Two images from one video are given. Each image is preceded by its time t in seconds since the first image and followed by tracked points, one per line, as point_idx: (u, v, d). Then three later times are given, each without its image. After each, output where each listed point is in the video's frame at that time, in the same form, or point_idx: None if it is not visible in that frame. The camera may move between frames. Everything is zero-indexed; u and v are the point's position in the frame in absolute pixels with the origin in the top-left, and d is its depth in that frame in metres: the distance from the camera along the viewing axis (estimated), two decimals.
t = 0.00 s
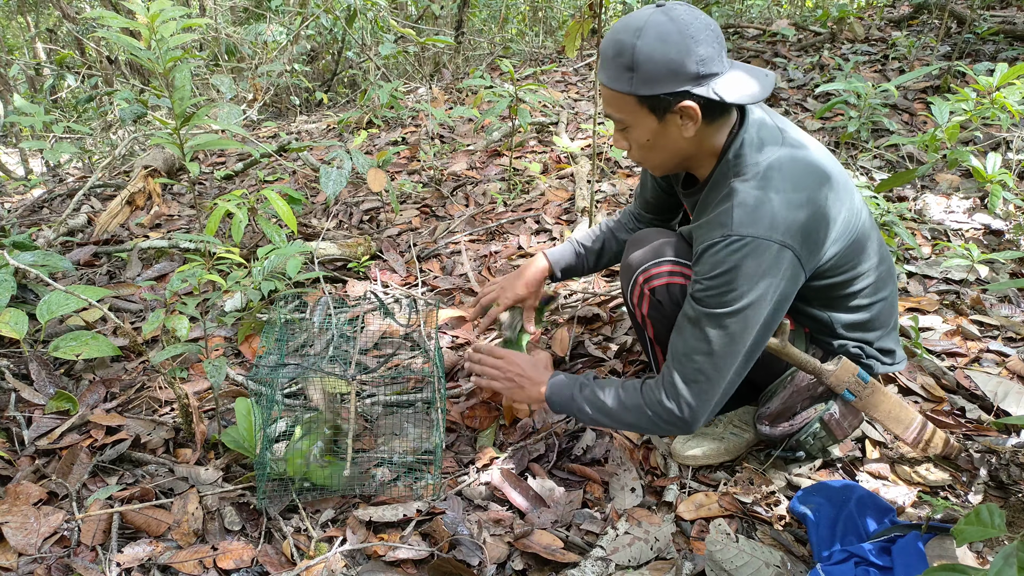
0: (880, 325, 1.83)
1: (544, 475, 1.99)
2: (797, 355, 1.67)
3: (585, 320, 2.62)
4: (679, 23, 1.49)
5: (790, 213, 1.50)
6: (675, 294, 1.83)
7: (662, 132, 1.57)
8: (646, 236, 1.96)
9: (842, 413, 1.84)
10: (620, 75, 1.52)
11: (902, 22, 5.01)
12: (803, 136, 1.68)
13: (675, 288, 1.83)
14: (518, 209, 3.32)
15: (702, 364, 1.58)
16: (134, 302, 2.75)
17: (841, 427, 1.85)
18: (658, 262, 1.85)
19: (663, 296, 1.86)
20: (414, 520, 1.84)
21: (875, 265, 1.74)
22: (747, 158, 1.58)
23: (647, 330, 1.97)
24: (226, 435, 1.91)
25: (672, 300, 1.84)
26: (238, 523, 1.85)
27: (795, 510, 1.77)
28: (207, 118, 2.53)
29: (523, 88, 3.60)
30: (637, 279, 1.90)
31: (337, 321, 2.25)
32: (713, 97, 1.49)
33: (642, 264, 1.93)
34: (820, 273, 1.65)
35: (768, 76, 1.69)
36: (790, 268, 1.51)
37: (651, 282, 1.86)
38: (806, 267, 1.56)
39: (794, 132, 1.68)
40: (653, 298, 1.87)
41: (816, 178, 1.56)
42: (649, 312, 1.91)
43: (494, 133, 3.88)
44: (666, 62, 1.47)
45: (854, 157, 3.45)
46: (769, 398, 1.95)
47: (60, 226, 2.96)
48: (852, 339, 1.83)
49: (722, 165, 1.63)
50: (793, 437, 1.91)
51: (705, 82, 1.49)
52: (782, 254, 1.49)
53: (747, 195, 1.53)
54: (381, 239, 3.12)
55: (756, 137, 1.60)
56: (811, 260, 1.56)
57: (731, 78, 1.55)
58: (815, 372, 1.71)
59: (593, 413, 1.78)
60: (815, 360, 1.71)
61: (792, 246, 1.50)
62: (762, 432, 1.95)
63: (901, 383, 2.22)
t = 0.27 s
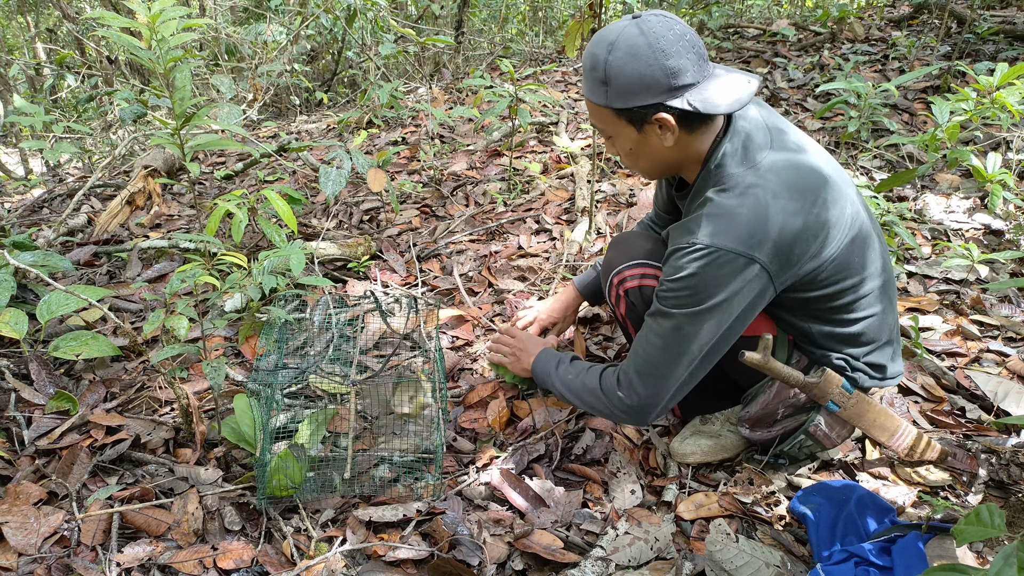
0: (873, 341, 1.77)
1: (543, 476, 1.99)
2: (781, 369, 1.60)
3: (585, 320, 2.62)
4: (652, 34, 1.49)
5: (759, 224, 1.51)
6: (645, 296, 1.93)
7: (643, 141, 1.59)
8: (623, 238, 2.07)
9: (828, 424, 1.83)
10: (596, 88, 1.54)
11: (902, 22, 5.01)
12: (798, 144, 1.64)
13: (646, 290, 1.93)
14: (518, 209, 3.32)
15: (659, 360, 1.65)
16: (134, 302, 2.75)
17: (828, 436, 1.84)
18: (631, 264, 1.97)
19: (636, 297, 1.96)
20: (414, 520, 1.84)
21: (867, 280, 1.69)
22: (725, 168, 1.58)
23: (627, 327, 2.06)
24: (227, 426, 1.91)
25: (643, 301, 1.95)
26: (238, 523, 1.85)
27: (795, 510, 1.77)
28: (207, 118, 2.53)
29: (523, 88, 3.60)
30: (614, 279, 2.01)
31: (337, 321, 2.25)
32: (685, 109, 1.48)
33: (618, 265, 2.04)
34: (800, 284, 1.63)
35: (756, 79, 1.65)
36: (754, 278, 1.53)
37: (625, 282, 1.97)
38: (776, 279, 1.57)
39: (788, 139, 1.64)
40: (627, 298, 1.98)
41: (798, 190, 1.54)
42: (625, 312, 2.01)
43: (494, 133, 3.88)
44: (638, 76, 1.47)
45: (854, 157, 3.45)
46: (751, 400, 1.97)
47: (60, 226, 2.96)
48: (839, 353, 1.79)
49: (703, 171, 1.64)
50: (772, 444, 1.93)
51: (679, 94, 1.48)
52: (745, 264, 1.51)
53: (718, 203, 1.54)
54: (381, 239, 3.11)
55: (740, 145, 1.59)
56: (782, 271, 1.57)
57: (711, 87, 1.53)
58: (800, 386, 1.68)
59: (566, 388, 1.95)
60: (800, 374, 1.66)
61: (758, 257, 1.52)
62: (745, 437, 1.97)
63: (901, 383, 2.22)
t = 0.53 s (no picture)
0: (871, 343, 1.75)
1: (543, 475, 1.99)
2: (780, 373, 1.61)
3: (585, 320, 2.62)
4: (642, 30, 1.50)
5: (753, 225, 1.50)
6: (642, 297, 1.93)
7: (637, 137, 1.60)
8: (619, 240, 2.07)
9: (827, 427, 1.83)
10: (589, 85, 1.56)
11: (901, 22, 5.01)
12: (796, 144, 1.63)
13: (641, 292, 1.94)
14: (518, 209, 3.32)
15: (654, 358, 1.67)
16: (134, 302, 2.75)
17: (827, 440, 1.84)
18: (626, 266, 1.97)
19: (632, 299, 1.96)
20: (414, 520, 1.84)
21: (865, 282, 1.68)
22: (720, 167, 1.58)
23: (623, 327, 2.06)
24: (227, 429, 1.90)
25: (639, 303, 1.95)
26: (238, 523, 1.85)
27: (796, 510, 1.77)
28: (207, 118, 2.52)
29: (523, 87, 3.60)
30: (609, 282, 2.02)
31: (337, 321, 2.25)
32: (676, 104, 1.49)
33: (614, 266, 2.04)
34: (796, 284, 1.63)
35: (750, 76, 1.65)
36: (748, 278, 1.53)
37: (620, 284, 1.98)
38: (771, 278, 1.56)
39: (787, 139, 1.63)
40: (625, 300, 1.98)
41: (794, 190, 1.53)
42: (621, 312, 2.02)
43: (494, 133, 3.88)
44: (628, 72, 1.49)
45: (854, 157, 3.45)
46: (747, 402, 1.96)
47: (60, 226, 2.96)
48: (837, 354, 1.78)
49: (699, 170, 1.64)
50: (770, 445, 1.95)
51: (669, 89, 1.49)
52: (738, 264, 1.51)
53: (712, 202, 1.54)
54: (381, 239, 3.11)
55: (737, 144, 1.58)
56: (777, 271, 1.56)
57: (703, 81, 1.54)
58: (799, 390, 1.70)
59: (569, 384, 1.97)
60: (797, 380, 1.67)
61: (752, 257, 1.52)
62: (741, 438, 1.98)
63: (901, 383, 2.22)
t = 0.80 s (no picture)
0: (869, 347, 1.76)
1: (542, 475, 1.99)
2: (775, 376, 1.61)
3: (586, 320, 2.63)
4: (640, 40, 1.50)
5: (749, 231, 1.51)
6: (638, 295, 1.94)
7: (636, 145, 1.60)
8: (618, 237, 2.07)
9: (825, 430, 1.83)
10: (588, 94, 1.56)
11: (901, 22, 5.02)
12: (796, 148, 1.63)
13: (638, 290, 1.94)
14: (518, 210, 3.32)
15: (648, 361, 1.68)
16: (134, 302, 2.75)
17: (826, 442, 1.83)
18: (624, 264, 1.97)
19: (629, 296, 1.96)
20: (414, 520, 1.84)
21: (863, 287, 1.68)
22: (718, 172, 1.58)
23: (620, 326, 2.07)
24: (227, 430, 1.91)
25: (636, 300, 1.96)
26: (238, 523, 1.86)
27: (795, 510, 1.77)
28: (207, 118, 2.53)
29: (523, 88, 3.60)
30: (607, 280, 2.02)
31: (338, 321, 2.25)
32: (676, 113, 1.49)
33: (611, 263, 2.04)
34: (793, 289, 1.63)
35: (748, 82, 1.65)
36: (743, 283, 1.54)
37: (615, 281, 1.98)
38: (767, 283, 1.57)
39: (785, 143, 1.63)
40: (622, 298, 1.99)
41: (792, 197, 1.53)
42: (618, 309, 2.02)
43: (494, 133, 3.88)
44: (628, 82, 1.48)
45: (854, 157, 3.45)
46: (745, 402, 1.97)
47: (60, 226, 2.96)
48: (835, 357, 1.78)
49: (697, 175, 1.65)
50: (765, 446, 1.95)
51: (669, 98, 1.50)
52: (734, 270, 1.52)
53: (709, 208, 1.54)
54: (381, 239, 3.12)
55: (735, 150, 1.58)
56: (773, 276, 1.57)
57: (701, 90, 1.54)
58: (794, 392, 1.69)
59: (560, 387, 1.97)
60: (793, 382, 1.67)
61: (747, 263, 1.52)
62: (737, 439, 1.98)
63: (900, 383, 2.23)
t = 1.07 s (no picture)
0: (871, 347, 1.76)
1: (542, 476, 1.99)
2: (775, 375, 1.62)
3: (586, 320, 2.63)
4: (646, 40, 1.50)
5: (752, 231, 1.51)
6: (641, 295, 1.94)
7: (640, 146, 1.60)
8: (619, 238, 2.07)
9: (826, 429, 1.84)
10: (593, 94, 1.55)
11: (901, 22, 5.02)
12: (797, 149, 1.63)
13: (641, 289, 1.94)
14: (518, 210, 3.32)
15: (648, 362, 1.68)
16: (135, 302, 2.76)
17: (826, 442, 1.84)
18: (626, 264, 1.98)
19: (631, 296, 1.97)
20: (414, 520, 1.84)
21: (865, 287, 1.68)
22: (721, 173, 1.58)
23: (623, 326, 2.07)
24: (227, 433, 1.91)
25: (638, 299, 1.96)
26: (238, 522, 1.86)
27: (795, 510, 1.78)
28: (207, 118, 2.52)
29: (523, 88, 3.60)
30: (609, 280, 2.03)
31: (338, 321, 2.25)
32: (683, 111, 1.49)
33: (613, 264, 2.05)
34: (795, 289, 1.63)
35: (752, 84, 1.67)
36: (746, 284, 1.54)
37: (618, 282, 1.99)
38: (770, 284, 1.57)
39: (787, 144, 1.64)
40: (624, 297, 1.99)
41: (793, 196, 1.54)
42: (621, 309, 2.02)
43: (494, 133, 3.88)
44: (635, 80, 1.48)
45: (853, 157, 3.45)
46: (745, 402, 1.97)
47: (61, 226, 2.96)
48: (836, 357, 1.79)
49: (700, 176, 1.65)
50: (767, 446, 1.95)
51: (676, 97, 1.50)
52: (738, 270, 1.52)
53: (712, 209, 1.55)
54: (381, 239, 3.12)
55: (737, 151, 1.59)
56: (775, 277, 1.57)
57: (707, 89, 1.54)
58: (795, 392, 1.70)
59: (560, 394, 1.97)
60: (794, 382, 1.68)
61: (750, 263, 1.52)
62: (737, 439, 1.98)
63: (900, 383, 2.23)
